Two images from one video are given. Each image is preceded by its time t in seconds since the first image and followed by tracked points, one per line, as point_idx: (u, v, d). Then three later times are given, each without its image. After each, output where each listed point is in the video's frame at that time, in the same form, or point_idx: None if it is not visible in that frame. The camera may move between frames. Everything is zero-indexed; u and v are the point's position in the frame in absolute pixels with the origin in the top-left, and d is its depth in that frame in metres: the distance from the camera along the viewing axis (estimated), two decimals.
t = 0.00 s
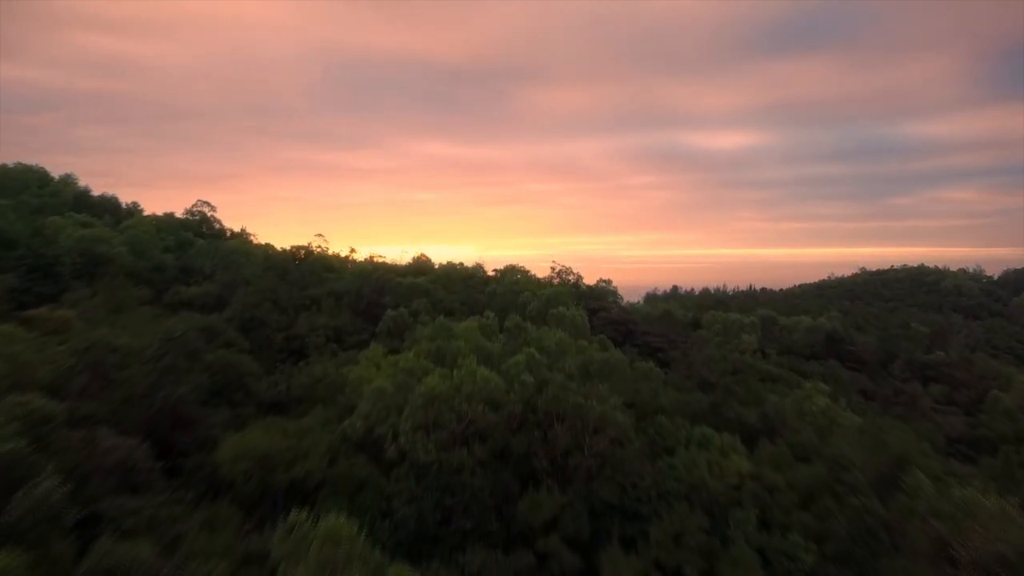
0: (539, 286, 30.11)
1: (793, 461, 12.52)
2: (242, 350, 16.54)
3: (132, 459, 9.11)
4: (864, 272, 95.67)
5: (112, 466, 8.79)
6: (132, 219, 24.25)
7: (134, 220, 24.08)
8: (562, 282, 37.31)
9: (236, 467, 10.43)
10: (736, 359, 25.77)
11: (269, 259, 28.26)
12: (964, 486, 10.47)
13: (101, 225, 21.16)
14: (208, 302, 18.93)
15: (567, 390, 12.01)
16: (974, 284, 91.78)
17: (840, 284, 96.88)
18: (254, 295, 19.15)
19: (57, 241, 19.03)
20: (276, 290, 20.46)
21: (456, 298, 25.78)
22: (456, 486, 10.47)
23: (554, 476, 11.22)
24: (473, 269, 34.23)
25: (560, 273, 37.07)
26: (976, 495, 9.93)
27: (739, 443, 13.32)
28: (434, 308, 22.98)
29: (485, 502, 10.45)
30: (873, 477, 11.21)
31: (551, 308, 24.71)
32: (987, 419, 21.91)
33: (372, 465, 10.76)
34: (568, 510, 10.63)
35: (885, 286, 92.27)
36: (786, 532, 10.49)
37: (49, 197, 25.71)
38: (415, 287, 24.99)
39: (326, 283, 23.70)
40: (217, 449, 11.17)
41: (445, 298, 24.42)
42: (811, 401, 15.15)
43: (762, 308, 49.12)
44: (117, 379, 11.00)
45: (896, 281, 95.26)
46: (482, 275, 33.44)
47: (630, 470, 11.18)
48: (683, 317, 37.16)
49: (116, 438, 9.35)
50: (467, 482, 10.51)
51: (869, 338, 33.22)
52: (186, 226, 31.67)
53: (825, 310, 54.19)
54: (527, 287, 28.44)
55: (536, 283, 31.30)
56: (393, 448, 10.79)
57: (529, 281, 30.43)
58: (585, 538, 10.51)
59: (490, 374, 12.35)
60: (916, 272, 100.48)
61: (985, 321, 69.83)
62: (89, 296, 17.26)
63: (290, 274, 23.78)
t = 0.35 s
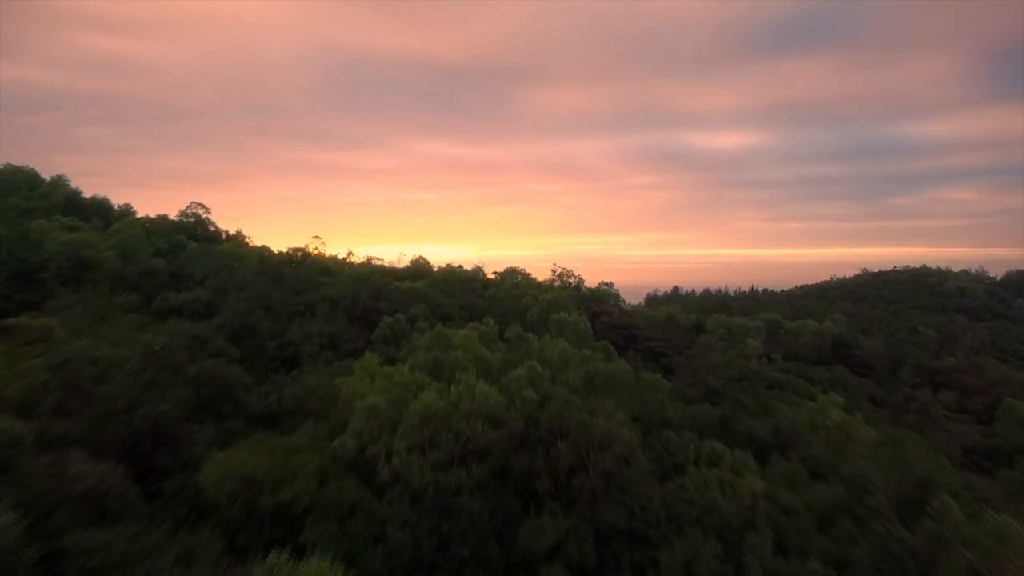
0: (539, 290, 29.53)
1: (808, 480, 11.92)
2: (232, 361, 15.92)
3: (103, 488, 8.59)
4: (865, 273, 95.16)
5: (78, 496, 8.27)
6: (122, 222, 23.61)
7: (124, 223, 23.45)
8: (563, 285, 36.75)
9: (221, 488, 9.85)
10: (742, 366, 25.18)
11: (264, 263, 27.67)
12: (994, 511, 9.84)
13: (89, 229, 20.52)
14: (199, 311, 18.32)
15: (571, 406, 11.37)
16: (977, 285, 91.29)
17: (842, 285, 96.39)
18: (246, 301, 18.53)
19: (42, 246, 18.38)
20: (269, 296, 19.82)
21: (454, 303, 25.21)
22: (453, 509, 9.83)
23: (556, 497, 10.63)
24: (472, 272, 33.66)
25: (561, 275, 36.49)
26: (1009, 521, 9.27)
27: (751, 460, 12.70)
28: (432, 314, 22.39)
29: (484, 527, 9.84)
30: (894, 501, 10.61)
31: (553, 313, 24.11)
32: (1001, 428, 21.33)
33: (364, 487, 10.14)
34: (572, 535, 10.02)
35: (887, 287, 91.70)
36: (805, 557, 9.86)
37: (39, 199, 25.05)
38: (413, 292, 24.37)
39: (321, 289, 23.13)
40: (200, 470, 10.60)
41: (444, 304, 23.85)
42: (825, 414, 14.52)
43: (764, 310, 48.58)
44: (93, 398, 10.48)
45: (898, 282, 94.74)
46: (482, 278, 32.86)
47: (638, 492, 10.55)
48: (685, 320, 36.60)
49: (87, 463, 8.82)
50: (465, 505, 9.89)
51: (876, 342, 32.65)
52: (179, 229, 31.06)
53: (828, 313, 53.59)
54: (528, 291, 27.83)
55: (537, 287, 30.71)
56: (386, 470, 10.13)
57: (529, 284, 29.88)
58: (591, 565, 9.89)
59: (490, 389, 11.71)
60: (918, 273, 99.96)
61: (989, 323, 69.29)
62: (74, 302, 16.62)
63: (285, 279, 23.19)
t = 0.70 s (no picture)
0: (540, 294, 28.85)
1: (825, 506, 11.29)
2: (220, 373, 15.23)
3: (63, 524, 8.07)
4: (868, 274, 94.52)
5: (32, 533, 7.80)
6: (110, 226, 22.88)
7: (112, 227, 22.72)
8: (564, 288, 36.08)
9: (201, 515, 9.09)
10: (749, 373, 24.50)
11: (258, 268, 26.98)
12: None
13: (74, 234, 19.80)
14: (187, 319, 17.64)
15: (575, 427, 10.67)
16: (981, 287, 90.62)
17: (845, 287, 95.72)
18: (236, 308, 17.83)
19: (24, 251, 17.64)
20: (260, 303, 19.10)
21: (453, 310, 24.52)
22: (450, 542, 9.12)
23: (560, 526, 9.92)
24: (471, 276, 32.99)
25: (563, 278, 35.83)
26: None
27: (766, 481, 12.02)
28: (431, 321, 21.70)
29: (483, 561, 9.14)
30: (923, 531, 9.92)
31: (555, 320, 23.44)
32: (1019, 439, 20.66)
33: (355, 517, 9.41)
34: (578, 568, 9.32)
35: (890, 289, 91.04)
36: None
37: (26, 202, 24.31)
38: (411, 297, 23.68)
39: (316, 295, 22.45)
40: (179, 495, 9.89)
41: (443, 311, 23.16)
42: (841, 429, 13.84)
43: (768, 313, 47.94)
44: (63, 421, 9.88)
45: (901, 283, 94.09)
46: (481, 282, 32.19)
47: (648, 520, 9.78)
48: (689, 325, 35.92)
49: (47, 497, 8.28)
50: (463, 536, 9.16)
51: (885, 348, 31.98)
52: (172, 232, 30.39)
53: (833, 316, 52.95)
54: (529, 296, 27.16)
55: (538, 291, 30.05)
56: (377, 498, 9.37)
57: (530, 288, 29.19)
58: None
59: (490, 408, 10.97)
60: (921, 274, 99.34)
61: (995, 326, 68.65)
62: (55, 309, 15.93)
63: (278, 284, 22.51)
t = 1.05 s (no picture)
0: (542, 298, 28.22)
1: (845, 530, 10.68)
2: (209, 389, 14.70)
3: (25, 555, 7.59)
4: (870, 275, 93.94)
5: None
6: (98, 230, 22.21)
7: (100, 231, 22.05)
8: (566, 292, 35.49)
9: (176, 545, 8.19)
10: (757, 381, 23.85)
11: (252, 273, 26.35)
12: None
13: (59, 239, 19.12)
14: (175, 328, 16.98)
15: (581, 450, 10.07)
16: (984, 288, 90.05)
17: (847, 288, 95.14)
18: (226, 316, 17.17)
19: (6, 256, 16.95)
20: (251, 310, 18.47)
21: (452, 315, 23.88)
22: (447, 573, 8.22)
23: (566, 555, 8.94)
24: (471, 280, 32.36)
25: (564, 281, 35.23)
26: None
27: (781, 503, 11.38)
28: (428, 329, 21.09)
29: None
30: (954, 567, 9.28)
31: (556, 326, 22.81)
32: None
33: (343, 548, 8.53)
34: None
35: (893, 290, 90.44)
36: None
37: (12, 204, 23.60)
38: (409, 301, 23.04)
39: (310, 301, 21.81)
40: (156, 525, 9.12)
41: (441, 318, 22.52)
42: (858, 439, 13.16)
43: (772, 316, 47.35)
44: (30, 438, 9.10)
45: (904, 285, 93.49)
46: (481, 285, 31.60)
47: (663, 548, 8.76)
48: (693, 329, 35.28)
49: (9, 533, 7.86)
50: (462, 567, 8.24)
51: (893, 353, 31.35)
52: (165, 235, 29.73)
53: (838, 319, 52.27)
54: (530, 300, 26.52)
55: (539, 295, 29.44)
56: (369, 528, 8.60)
57: (531, 292, 28.54)
58: None
59: (489, 431, 10.32)
60: (924, 275, 98.76)
61: (1000, 328, 68.04)
62: (37, 316, 15.24)
63: (271, 290, 21.87)
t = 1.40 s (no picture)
0: (543, 303, 27.49)
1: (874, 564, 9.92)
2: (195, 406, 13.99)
3: None
4: (874, 276, 93.17)
5: None
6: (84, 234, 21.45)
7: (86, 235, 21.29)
8: (567, 296, 34.75)
9: None
10: (766, 390, 23.12)
11: (244, 279, 25.59)
12: None
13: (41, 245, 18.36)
14: (160, 337, 16.23)
15: (589, 481, 9.32)
16: (988, 289, 89.35)
17: (849, 289, 94.41)
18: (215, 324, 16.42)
19: None
20: (241, 319, 17.73)
21: (451, 321, 23.18)
22: None
23: None
24: (471, 284, 31.63)
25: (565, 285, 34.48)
26: None
27: (803, 532, 10.61)
28: (426, 336, 20.41)
29: None
30: None
31: (559, 334, 22.08)
32: None
33: None
34: None
35: (895, 292, 89.74)
36: None
37: None
38: (407, 307, 22.32)
39: (304, 308, 21.08)
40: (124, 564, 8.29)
41: (439, 326, 21.81)
42: (880, 461, 12.43)
43: (776, 320, 46.64)
44: None
45: (907, 286, 92.82)
46: (481, 289, 30.87)
47: None
48: (698, 334, 34.54)
49: None
50: None
51: (903, 359, 30.62)
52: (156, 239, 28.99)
53: (842, 322, 51.54)
54: (532, 306, 25.78)
55: (541, 299, 28.71)
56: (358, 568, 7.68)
57: (532, 297, 27.79)
58: None
59: (491, 459, 9.60)
60: (926, 276, 98.07)
61: (1004, 330, 67.32)
62: (14, 325, 14.46)
63: (263, 297, 21.14)
